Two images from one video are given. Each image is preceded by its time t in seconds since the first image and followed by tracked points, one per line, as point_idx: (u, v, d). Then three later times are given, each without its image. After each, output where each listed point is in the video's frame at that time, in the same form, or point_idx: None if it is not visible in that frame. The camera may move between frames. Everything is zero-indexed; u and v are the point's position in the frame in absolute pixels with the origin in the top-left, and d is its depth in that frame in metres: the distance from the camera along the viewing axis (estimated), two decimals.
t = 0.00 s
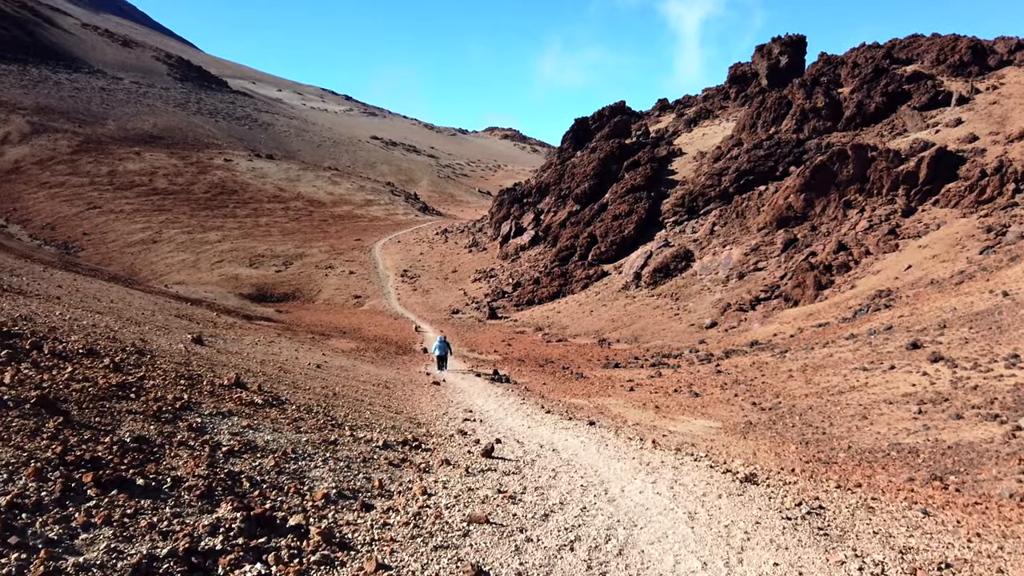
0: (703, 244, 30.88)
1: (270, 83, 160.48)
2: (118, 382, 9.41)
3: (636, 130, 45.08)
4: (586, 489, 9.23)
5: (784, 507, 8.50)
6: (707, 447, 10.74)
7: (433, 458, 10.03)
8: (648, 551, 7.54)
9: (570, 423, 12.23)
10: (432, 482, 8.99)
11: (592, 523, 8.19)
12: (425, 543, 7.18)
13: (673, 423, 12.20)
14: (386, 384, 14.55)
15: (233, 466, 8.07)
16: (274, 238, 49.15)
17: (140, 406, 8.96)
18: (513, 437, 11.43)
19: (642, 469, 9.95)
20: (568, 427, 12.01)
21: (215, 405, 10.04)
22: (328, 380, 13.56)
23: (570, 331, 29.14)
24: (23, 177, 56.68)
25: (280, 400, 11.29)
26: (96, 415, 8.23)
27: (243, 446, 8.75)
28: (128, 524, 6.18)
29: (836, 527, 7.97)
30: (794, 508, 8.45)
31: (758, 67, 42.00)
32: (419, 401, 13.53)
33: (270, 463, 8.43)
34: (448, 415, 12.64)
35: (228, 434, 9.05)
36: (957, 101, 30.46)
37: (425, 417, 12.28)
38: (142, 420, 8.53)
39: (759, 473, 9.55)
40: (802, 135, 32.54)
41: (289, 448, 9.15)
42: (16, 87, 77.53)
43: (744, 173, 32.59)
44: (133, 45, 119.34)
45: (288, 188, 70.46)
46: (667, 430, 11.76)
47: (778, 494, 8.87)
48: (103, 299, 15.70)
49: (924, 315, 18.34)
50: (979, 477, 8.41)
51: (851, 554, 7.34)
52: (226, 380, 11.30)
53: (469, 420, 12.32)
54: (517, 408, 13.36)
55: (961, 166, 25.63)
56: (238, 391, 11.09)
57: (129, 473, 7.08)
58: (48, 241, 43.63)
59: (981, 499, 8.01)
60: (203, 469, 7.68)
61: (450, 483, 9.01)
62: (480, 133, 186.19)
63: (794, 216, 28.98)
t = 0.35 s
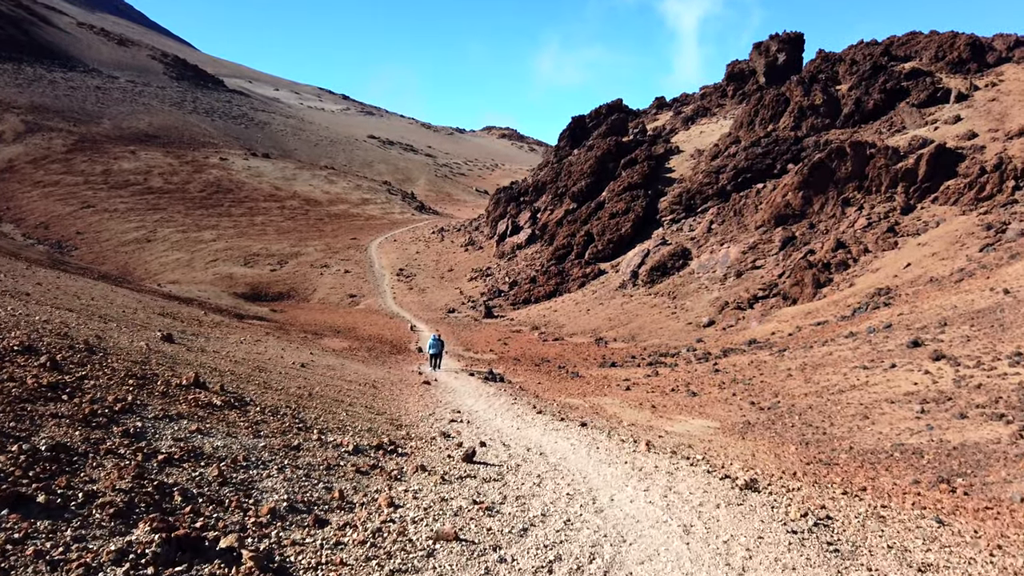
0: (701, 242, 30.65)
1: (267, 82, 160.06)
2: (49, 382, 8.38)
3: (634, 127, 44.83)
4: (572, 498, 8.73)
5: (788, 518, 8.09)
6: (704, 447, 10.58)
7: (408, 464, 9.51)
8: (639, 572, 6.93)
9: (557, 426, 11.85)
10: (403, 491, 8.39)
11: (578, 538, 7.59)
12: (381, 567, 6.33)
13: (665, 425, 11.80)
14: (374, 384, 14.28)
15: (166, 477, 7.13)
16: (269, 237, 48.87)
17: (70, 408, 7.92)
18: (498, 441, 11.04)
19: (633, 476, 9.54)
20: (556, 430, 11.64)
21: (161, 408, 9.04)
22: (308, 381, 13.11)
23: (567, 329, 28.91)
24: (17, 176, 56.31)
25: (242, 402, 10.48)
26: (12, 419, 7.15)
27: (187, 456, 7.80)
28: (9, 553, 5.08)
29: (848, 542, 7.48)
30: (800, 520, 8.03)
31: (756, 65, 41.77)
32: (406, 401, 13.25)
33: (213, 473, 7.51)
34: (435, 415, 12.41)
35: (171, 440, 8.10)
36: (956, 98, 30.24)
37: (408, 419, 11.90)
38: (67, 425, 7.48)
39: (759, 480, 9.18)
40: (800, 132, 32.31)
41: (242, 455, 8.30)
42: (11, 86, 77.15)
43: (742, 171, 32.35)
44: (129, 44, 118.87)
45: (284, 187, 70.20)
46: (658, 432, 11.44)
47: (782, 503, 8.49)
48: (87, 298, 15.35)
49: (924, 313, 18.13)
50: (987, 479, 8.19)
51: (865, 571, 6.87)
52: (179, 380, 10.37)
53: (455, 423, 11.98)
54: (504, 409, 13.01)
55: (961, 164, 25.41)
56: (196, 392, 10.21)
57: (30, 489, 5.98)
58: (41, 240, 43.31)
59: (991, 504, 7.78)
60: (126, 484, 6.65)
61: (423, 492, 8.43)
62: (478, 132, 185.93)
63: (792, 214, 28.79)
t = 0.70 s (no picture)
0: (702, 240, 30.40)
1: (267, 80, 159.62)
2: None
3: (634, 124, 44.56)
4: (568, 514, 7.99)
5: (808, 537, 7.34)
6: (707, 449, 10.29)
7: (389, 474, 8.81)
8: None
9: (552, 432, 11.32)
10: (381, 506, 7.65)
11: (572, 563, 6.80)
12: None
13: (663, 429, 11.40)
14: (366, 384, 13.95)
15: (97, 496, 6.24)
16: (267, 235, 48.60)
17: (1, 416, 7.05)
18: (490, 448, 10.45)
19: (634, 487, 8.87)
20: (551, 436, 11.10)
21: (113, 412, 8.26)
22: (291, 382, 12.63)
23: (567, 328, 28.67)
24: (15, 173, 56.04)
25: (211, 405, 9.78)
26: None
27: (131, 470, 6.98)
28: None
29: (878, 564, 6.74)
30: (821, 539, 7.28)
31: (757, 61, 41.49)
32: (399, 402, 12.98)
33: (156, 490, 6.67)
34: (428, 417, 12.12)
35: (115, 452, 7.25)
36: (959, 95, 29.99)
37: (394, 424, 11.36)
38: None
39: (772, 492, 8.54)
40: (803, 129, 32.05)
41: (195, 468, 7.47)
42: (9, 83, 76.87)
43: (743, 168, 32.07)
44: (129, 41, 118.54)
45: (283, 185, 69.94)
46: (656, 434, 11.15)
47: (799, 521, 7.75)
48: (74, 295, 15.04)
49: (928, 312, 17.89)
50: (1004, 485, 7.89)
51: None
52: (142, 383, 9.60)
53: (446, 428, 11.48)
54: (497, 414, 12.47)
55: (965, 160, 25.16)
56: (161, 395, 9.49)
57: None
58: (39, 237, 43.07)
59: (1011, 512, 7.47)
60: (47, 506, 5.79)
61: (401, 507, 7.66)
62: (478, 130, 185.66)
63: (794, 212, 28.54)
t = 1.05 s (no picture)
0: (702, 239, 30.17)
1: (266, 79, 159.31)
2: None
3: (633, 123, 44.31)
4: (549, 529, 7.55)
5: (817, 555, 6.88)
6: (702, 454, 9.96)
7: (357, 483, 8.34)
8: None
9: (538, 437, 10.92)
10: (338, 521, 7.09)
11: None
12: None
13: (654, 433, 11.08)
14: (348, 385, 13.58)
15: None
16: (264, 234, 48.36)
17: None
18: (471, 454, 10.04)
19: (626, 500, 8.48)
20: (536, 442, 10.71)
21: (40, 417, 7.56)
22: (268, 383, 12.19)
23: (565, 327, 28.44)
24: (11, 172, 55.79)
25: (165, 407, 9.17)
26: None
27: (42, 483, 6.12)
28: None
29: None
30: (834, 559, 6.79)
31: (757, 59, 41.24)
32: (384, 402, 12.76)
33: (66, 508, 5.79)
34: (413, 419, 11.82)
35: (27, 463, 6.42)
36: (961, 92, 29.75)
37: (371, 427, 10.93)
38: None
39: (778, 502, 8.17)
40: (803, 127, 31.81)
41: (121, 480, 6.71)
42: (7, 82, 76.61)
43: (743, 167, 31.82)
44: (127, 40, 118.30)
45: (281, 184, 69.66)
46: (647, 437, 10.84)
47: (807, 536, 7.31)
48: (54, 293, 14.77)
49: (930, 311, 17.66)
50: (1018, 489, 7.52)
51: None
52: (86, 383, 8.88)
53: (427, 431, 11.09)
54: (481, 417, 12.10)
55: (966, 158, 24.94)
56: (106, 397, 8.80)
57: None
58: (34, 236, 42.83)
59: None
60: None
61: (362, 523, 7.13)
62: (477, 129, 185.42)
63: (794, 210, 28.31)
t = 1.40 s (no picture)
0: (701, 236, 29.92)
1: (264, 78, 158.96)
2: None
3: (633, 120, 44.02)
4: (533, 551, 7.09)
5: None
6: (704, 457, 9.73)
7: (321, 497, 7.86)
8: None
9: (527, 444, 10.54)
10: (289, 544, 6.54)
11: None
12: None
13: (646, 436, 10.71)
14: (332, 386, 13.20)
15: None
16: (261, 232, 48.08)
17: None
18: (454, 463, 9.63)
19: (622, 515, 8.05)
20: (524, 449, 10.32)
21: None
22: (243, 384, 11.75)
23: (563, 325, 28.19)
24: (8, 170, 55.51)
25: (111, 412, 8.60)
26: None
27: None
28: None
29: None
30: None
31: (757, 56, 40.95)
32: (373, 403, 12.56)
33: None
34: (400, 421, 11.56)
35: None
36: (963, 88, 29.48)
37: (348, 433, 10.52)
38: None
39: (787, 516, 7.74)
40: (803, 124, 31.53)
41: (27, 500, 5.95)
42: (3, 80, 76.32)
43: (743, 163, 31.53)
44: (125, 38, 117.98)
45: (279, 182, 69.33)
46: (648, 439, 10.60)
47: (828, 561, 6.76)
48: (34, 290, 14.49)
49: (933, 309, 17.41)
50: None
51: None
52: (18, 386, 8.14)
53: (409, 437, 10.70)
54: (468, 421, 11.73)
55: (968, 155, 24.69)
56: (43, 401, 8.10)
57: None
58: (30, 234, 42.58)
59: None
60: None
61: (317, 547, 6.58)
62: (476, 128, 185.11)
63: (795, 207, 28.05)
